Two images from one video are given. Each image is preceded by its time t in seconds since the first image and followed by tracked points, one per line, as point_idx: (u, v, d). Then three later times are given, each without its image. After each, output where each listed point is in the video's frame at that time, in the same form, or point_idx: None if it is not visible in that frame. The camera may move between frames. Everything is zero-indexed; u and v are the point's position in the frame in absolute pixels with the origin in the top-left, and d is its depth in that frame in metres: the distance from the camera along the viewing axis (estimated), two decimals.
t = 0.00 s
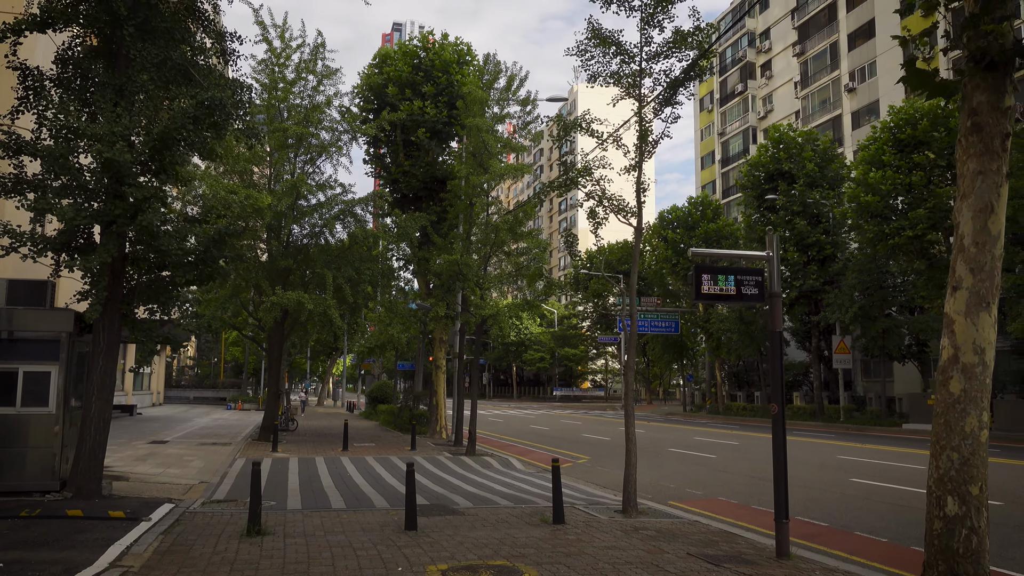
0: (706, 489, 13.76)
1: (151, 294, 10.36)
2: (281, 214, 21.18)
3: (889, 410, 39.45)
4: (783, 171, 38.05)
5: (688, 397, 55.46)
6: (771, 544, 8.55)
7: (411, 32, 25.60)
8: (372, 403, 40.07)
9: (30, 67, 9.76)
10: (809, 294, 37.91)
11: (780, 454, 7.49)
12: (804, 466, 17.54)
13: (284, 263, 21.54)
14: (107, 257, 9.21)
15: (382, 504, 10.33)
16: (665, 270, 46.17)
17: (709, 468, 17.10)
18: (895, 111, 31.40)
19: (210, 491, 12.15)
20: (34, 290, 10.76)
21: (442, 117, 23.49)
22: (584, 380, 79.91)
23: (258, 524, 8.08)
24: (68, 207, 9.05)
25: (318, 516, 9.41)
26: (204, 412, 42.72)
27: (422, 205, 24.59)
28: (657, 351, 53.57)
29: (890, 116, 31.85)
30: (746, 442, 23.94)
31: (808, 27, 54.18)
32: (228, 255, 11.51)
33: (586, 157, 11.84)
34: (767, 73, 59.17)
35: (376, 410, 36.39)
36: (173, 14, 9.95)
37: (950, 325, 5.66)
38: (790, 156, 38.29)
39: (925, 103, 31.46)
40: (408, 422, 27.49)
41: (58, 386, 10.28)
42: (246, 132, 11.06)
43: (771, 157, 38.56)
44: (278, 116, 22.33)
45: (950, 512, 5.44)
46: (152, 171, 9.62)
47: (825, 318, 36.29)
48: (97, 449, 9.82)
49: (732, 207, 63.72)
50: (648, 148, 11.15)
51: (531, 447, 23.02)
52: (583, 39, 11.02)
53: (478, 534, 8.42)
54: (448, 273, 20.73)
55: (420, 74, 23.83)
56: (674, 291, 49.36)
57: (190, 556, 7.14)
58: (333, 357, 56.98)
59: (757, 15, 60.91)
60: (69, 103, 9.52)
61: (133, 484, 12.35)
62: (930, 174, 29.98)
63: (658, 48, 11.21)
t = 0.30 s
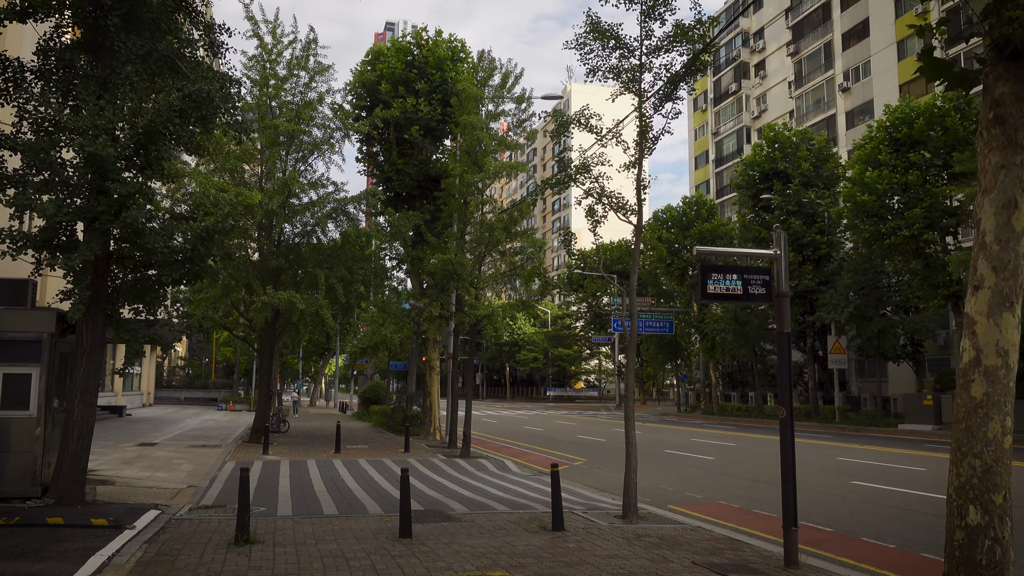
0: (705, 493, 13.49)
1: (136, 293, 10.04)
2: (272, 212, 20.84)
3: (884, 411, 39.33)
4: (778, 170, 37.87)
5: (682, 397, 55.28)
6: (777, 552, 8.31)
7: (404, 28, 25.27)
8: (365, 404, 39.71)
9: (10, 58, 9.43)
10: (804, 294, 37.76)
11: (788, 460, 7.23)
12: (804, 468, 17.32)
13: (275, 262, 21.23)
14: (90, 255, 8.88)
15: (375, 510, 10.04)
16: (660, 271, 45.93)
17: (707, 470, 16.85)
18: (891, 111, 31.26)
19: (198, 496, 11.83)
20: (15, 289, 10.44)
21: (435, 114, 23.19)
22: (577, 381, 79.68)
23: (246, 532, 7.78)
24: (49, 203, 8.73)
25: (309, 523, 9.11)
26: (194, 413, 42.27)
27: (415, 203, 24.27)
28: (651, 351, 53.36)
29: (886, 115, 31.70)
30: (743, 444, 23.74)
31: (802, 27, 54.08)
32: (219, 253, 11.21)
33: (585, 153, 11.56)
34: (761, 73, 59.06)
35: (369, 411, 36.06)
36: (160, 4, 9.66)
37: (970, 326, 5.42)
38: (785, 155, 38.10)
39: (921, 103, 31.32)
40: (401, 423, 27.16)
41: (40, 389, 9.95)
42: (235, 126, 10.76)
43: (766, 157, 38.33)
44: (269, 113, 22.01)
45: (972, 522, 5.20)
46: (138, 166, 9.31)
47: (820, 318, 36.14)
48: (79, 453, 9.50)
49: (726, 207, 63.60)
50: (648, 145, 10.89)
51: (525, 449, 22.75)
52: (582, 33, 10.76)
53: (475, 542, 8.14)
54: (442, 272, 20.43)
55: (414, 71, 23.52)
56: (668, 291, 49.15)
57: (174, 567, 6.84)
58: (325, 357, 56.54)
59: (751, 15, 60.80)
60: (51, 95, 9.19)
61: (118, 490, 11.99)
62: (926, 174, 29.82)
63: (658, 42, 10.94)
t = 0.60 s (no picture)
0: (706, 494, 13.24)
1: (122, 289, 9.68)
2: (264, 208, 20.49)
3: (879, 410, 39.22)
4: (773, 169, 37.71)
5: (676, 397, 55.11)
6: (786, 555, 8.06)
7: (397, 24, 24.95)
8: (357, 404, 39.36)
9: None
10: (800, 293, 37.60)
11: (799, 459, 6.98)
12: (803, 469, 17.09)
13: (267, 259, 20.90)
14: (73, 248, 8.53)
15: (370, 513, 9.72)
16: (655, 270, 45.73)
17: (706, 471, 16.59)
18: (887, 109, 31.11)
19: (187, 498, 11.49)
20: None
21: (430, 110, 22.87)
22: (570, 381, 79.49)
23: (235, 537, 7.46)
24: (30, 194, 8.38)
25: (302, 526, 8.80)
26: (185, 413, 41.82)
27: (408, 200, 23.96)
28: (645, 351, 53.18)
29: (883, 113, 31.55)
30: (740, 444, 23.54)
31: (796, 26, 54.01)
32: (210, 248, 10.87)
33: (585, 146, 11.27)
34: (755, 72, 58.97)
35: (362, 412, 35.71)
36: None
37: (997, 320, 5.14)
38: (780, 154, 37.93)
39: (918, 101, 31.20)
40: (394, 424, 26.86)
41: (21, 388, 9.61)
42: (225, 117, 10.45)
43: (761, 155, 38.16)
44: (261, 108, 21.68)
45: (1000, 526, 4.88)
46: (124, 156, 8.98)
47: (816, 317, 36.00)
48: (62, 455, 9.16)
49: (720, 207, 63.51)
50: (651, 137, 10.63)
51: (520, 449, 22.48)
52: (582, 22, 10.49)
53: (474, 546, 7.84)
54: (437, 269, 20.13)
55: (407, 66, 23.23)
56: (663, 291, 48.98)
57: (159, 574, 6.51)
58: (318, 357, 56.16)
59: (745, 15, 60.70)
60: (33, 83, 8.85)
61: (104, 492, 11.63)
62: (923, 173, 29.69)
63: (660, 32, 10.69)
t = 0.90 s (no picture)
0: (705, 497, 12.97)
1: (105, 287, 9.31)
2: (253, 205, 20.12)
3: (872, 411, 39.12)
4: (768, 168, 37.54)
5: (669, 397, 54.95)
6: (793, 564, 7.78)
7: (389, 19, 24.57)
8: (348, 404, 38.99)
9: None
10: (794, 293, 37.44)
11: (809, 463, 6.70)
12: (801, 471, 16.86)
13: (256, 257, 20.53)
14: (53, 243, 8.15)
15: (361, 519, 9.41)
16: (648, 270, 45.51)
17: (704, 473, 16.33)
18: (883, 109, 30.95)
19: (171, 503, 11.14)
20: None
21: (424, 107, 22.54)
22: (562, 381, 79.24)
23: (219, 546, 7.13)
24: (7, 187, 8.01)
25: (291, 534, 8.47)
26: (174, 413, 41.38)
27: (401, 198, 23.61)
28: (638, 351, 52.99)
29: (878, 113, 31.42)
30: (735, 445, 23.32)
31: (790, 26, 53.90)
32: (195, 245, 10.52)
33: (583, 142, 10.99)
34: (748, 72, 58.84)
35: (353, 412, 35.31)
36: None
37: None
38: (775, 153, 37.73)
39: (913, 101, 31.10)
40: (386, 424, 26.50)
41: None
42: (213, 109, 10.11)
43: (756, 155, 37.99)
44: (250, 103, 21.35)
45: None
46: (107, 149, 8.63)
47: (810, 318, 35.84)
48: (40, 460, 8.80)
49: (713, 207, 63.33)
50: (651, 132, 10.40)
51: (514, 451, 22.16)
52: (581, 14, 10.22)
53: (470, 554, 7.53)
54: (430, 268, 19.81)
55: (400, 62, 22.88)
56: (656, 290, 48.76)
57: None
58: (308, 356, 55.76)
59: (738, 14, 60.57)
60: (11, 71, 8.47)
61: (87, 495, 11.26)
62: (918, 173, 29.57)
63: (661, 24, 10.43)
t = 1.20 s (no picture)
0: (703, 497, 12.69)
1: (83, 280, 8.90)
2: (241, 201, 19.75)
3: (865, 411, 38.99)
4: (761, 166, 37.38)
5: (661, 397, 54.73)
6: (800, 566, 7.52)
7: (380, 14, 24.22)
8: (339, 403, 38.59)
9: None
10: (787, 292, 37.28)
11: (819, 462, 6.43)
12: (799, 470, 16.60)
13: (244, 254, 20.17)
14: (27, 233, 7.81)
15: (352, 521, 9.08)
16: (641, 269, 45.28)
17: (701, 473, 16.06)
18: (877, 106, 30.81)
19: (154, 505, 10.78)
20: None
21: (416, 101, 22.21)
22: (554, 381, 78.99)
23: (202, 550, 6.80)
24: None
25: (278, 536, 8.15)
26: (162, 413, 40.90)
27: (392, 194, 23.27)
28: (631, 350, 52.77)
29: (872, 111, 31.29)
30: (730, 444, 23.06)
31: (782, 25, 53.80)
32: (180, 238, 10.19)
33: (581, 133, 10.70)
34: (740, 71, 58.71)
35: (343, 412, 34.91)
36: None
37: None
38: (768, 151, 37.55)
39: (907, 99, 30.95)
40: (377, 424, 26.13)
41: None
42: (196, 97, 9.80)
43: (749, 153, 37.85)
44: (239, 98, 21.03)
45: None
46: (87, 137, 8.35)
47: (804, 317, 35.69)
48: (16, 461, 8.44)
49: (706, 206, 63.18)
50: (650, 123, 10.13)
51: (507, 451, 21.84)
52: None
53: (465, 558, 7.23)
54: (421, 265, 19.46)
55: (392, 56, 22.54)
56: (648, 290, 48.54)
57: None
58: (298, 356, 55.29)
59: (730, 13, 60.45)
60: None
61: (67, 498, 10.87)
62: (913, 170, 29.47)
63: (660, 11, 10.15)
